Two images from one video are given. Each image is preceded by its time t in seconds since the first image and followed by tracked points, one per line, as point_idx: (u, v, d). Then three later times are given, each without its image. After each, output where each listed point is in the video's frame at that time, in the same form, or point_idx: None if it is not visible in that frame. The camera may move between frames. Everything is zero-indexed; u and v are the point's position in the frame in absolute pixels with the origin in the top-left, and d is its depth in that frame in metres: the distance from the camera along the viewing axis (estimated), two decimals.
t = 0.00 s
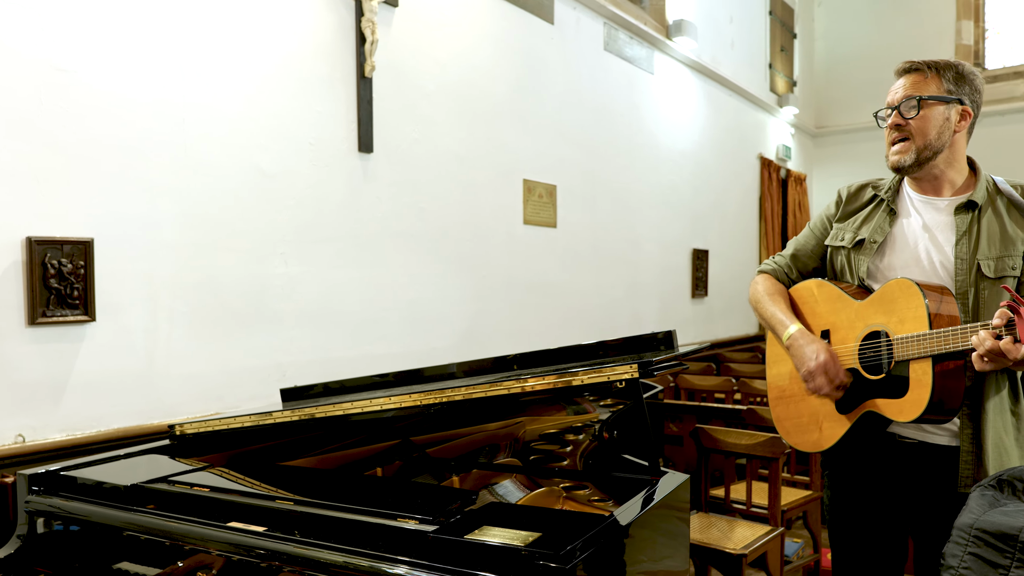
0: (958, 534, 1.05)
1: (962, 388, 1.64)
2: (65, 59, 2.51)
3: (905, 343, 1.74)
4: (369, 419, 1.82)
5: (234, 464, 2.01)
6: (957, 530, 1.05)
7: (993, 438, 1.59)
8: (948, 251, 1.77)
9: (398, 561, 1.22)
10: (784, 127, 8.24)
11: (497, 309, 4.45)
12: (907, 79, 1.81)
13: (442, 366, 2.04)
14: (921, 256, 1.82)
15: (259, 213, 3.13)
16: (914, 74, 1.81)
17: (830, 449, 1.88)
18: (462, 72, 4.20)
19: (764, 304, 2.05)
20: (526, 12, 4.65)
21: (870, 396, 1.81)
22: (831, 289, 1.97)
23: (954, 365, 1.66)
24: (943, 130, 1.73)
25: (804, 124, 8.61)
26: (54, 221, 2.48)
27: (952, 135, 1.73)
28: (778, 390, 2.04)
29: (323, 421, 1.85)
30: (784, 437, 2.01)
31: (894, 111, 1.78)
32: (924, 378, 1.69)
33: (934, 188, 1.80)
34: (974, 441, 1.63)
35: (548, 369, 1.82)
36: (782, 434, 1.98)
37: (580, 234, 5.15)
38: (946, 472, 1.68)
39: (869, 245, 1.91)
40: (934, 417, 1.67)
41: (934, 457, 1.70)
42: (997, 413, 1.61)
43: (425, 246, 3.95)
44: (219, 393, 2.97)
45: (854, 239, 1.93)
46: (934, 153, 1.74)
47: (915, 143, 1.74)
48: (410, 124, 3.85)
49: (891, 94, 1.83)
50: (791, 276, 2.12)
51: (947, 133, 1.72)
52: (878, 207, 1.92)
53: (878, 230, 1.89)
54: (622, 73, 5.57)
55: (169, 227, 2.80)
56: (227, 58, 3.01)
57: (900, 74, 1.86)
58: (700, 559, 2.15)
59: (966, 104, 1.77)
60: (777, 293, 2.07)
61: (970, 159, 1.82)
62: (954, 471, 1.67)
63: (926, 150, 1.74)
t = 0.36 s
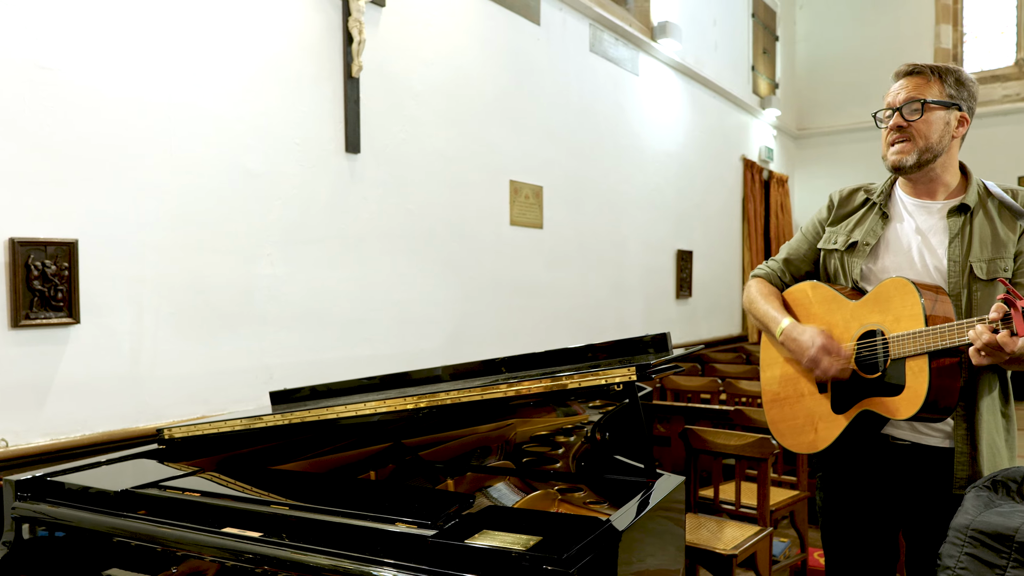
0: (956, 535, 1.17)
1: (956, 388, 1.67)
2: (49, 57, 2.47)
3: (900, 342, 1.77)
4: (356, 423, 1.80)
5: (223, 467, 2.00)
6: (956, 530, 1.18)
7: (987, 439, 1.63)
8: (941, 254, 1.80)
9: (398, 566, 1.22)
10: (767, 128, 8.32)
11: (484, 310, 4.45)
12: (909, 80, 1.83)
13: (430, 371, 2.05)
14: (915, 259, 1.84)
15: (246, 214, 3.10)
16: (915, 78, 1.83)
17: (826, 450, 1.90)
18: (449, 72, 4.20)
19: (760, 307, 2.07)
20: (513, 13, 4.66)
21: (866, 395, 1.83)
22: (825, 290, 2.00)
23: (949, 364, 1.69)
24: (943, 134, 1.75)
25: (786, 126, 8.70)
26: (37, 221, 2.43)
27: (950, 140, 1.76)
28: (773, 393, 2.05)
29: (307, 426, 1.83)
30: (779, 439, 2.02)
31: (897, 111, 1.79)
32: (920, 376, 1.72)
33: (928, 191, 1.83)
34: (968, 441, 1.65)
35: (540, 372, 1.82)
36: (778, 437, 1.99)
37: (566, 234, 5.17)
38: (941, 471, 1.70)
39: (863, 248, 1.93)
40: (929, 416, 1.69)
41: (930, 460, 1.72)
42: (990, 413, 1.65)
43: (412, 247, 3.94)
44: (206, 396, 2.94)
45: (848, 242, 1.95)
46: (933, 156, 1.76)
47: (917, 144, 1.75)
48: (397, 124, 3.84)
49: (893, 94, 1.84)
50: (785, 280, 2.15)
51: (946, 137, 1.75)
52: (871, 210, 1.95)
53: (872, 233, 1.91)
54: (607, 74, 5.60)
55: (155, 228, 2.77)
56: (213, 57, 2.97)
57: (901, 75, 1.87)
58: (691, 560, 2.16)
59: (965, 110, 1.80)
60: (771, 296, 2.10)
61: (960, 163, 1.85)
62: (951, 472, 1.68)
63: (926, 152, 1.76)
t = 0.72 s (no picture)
0: (951, 535, 1.19)
1: (945, 388, 1.69)
2: (29, 55, 2.42)
3: (889, 341, 1.80)
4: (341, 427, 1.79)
5: (212, 472, 1.97)
6: (951, 530, 1.20)
7: (976, 435, 1.66)
8: (929, 256, 1.83)
9: (395, 569, 1.21)
10: (748, 130, 8.40)
11: (470, 311, 4.45)
12: (916, 79, 1.85)
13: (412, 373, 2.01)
14: (903, 261, 1.88)
15: (231, 214, 3.06)
16: (920, 79, 1.84)
17: (815, 449, 1.93)
18: (435, 73, 4.19)
19: (750, 308, 2.10)
20: (498, 13, 4.66)
21: (854, 394, 1.86)
22: (816, 291, 2.02)
23: (938, 362, 1.71)
24: (943, 140, 1.78)
25: (767, 128, 8.79)
26: (17, 222, 2.39)
27: (947, 145, 1.80)
28: (762, 394, 2.09)
29: (294, 431, 1.82)
30: (768, 438, 2.04)
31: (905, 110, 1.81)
32: (910, 372, 1.74)
33: (917, 195, 1.85)
34: (957, 439, 1.68)
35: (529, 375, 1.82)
36: (767, 436, 2.02)
37: (552, 235, 5.18)
38: (930, 470, 1.73)
39: (852, 250, 1.96)
40: (918, 414, 1.72)
41: (919, 457, 1.75)
42: (978, 411, 1.68)
43: (399, 248, 3.93)
44: (191, 399, 2.91)
45: (838, 244, 1.98)
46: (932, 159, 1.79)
47: (921, 145, 1.77)
48: (383, 124, 3.82)
49: (898, 91, 1.85)
50: (774, 281, 2.18)
51: (945, 143, 1.78)
52: (859, 212, 1.98)
53: (860, 235, 1.94)
54: (592, 75, 5.62)
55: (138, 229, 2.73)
56: (198, 56, 2.94)
57: (906, 73, 1.88)
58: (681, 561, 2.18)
59: (960, 117, 1.84)
60: (762, 298, 2.12)
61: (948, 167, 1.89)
62: (938, 470, 1.72)
63: (928, 154, 1.78)
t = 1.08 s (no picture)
0: (948, 534, 1.30)
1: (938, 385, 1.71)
2: (9, 51, 2.37)
3: (882, 338, 1.83)
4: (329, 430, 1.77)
5: (199, 475, 1.94)
6: (951, 529, 1.29)
7: (962, 435, 1.68)
8: (918, 256, 1.86)
9: (392, 573, 1.20)
10: (730, 131, 8.46)
11: (456, 312, 4.43)
12: (894, 85, 1.87)
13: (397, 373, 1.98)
14: (893, 262, 1.90)
15: (215, 214, 3.02)
16: (898, 85, 1.87)
17: (803, 444, 1.94)
18: (420, 72, 4.17)
19: (741, 301, 2.10)
20: (483, 13, 4.65)
21: (847, 389, 1.87)
22: (807, 289, 2.04)
23: (931, 360, 1.73)
24: (919, 141, 1.80)
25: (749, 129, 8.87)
26: None
27: (925, 146, 1.80)
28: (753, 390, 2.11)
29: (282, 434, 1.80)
30: (756, 434, 2.07)
31: (878, 115, 1.84)
32: (903, 370, 1.75)
33: (904, 196, 1.87)
34: (945, 438, 1.70)
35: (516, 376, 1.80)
36: (756, 431, 2.04)
37: (536, 236, 5.18)
38: (918, 468, 1.76)
39: (843, 249, 1.98)
40: (909, 411, 1.74)
41: (907, 454, 1.78)
42: (966, 409, 1.70)
43: (384, 249, 3.90)
44: (174, 401, 2.87)
45: (829, 242, 2.01)
46: (907, 160, 1.81)
47: (892, 147, 1.80)
48: (368, 123, 3.79)
49: (876, 97, 1.89)
50: (764, 280, 2.19)
51: (922, 144, 1.79)
52: (851, 213, 2.00)
53: (851, 235, 1.97)
54: (576, 76, 5.63)
55: (121, 229, 2.69)
56: (182, 53, 2.90)
57: (887, 79, 1.91)
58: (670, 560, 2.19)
59: (943, 120, 1.85)
60: (752, 292, 2.12)
61: (937, 170, 1.90)
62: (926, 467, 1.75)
63: (901, 156, 1.80)
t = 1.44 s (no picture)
0: (950, 534, 1.31)
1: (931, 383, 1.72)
2: None
3: (878, 335, 1.84)
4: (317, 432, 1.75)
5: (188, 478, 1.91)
6: (952, 529, 1.30)
7: (955, 432, 1.70)
8: (911, 256, 1.88)
9: None
10: (714, 131, 8.52)
11: (443, 312, 4.42)
12: (894, 86, 1.89)
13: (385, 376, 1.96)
14: (887, 263, 1.93)
15: (201, 213, 2.98)
16: (898, 86, 1.89)
17: (799, 442, 1.95)
18: (407, 70, 4.14)
19: (737, 300, 2.13)
20: (470, 11, 4.63)
21: (842, 387, 1.89)
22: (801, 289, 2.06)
23: (926, 357, 1.75)
24: (916, 141, 1.81)
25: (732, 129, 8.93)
26: None
27: (922, 146, 1.82)
28: (749, 388, 2.13)
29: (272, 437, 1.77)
30: (752, 433, 2.08)
31: (879, 112, 1.85)
32: (900, 366, 1.77)
33: (898, 197, 1.90)
34: (938, 434, 1.72)
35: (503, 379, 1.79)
36: (751, 431, 2.05)
37: (523, 235, 5.18)
38: (910, 467, 1.77)
39: (839, 248, 2.00)
40: (905, 408, 1.74)
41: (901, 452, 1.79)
42: (957, 407, 1.73)
43: (371, 248, 3.88)
44: (159, 403, 2.82)
45: (825, 242, 2.02)
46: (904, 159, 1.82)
47: (891, 144, 1.80)
48: (355, 122, 3.76)
49: (876, 98, 1.91)
50: (760, 280, 2.21)
51: (918, 144, 1.81)
52: (844, 214, 2.02)
53: (846, 235, 1.99)
54: (563, 75, 5.63)
55: (104, 228, 2.64)
56: (166, 49, 2.85)
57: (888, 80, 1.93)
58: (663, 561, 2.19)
59: (940, 123, 1.87)
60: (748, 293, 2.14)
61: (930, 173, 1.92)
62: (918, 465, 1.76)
63: (898, 154, 1.81)
